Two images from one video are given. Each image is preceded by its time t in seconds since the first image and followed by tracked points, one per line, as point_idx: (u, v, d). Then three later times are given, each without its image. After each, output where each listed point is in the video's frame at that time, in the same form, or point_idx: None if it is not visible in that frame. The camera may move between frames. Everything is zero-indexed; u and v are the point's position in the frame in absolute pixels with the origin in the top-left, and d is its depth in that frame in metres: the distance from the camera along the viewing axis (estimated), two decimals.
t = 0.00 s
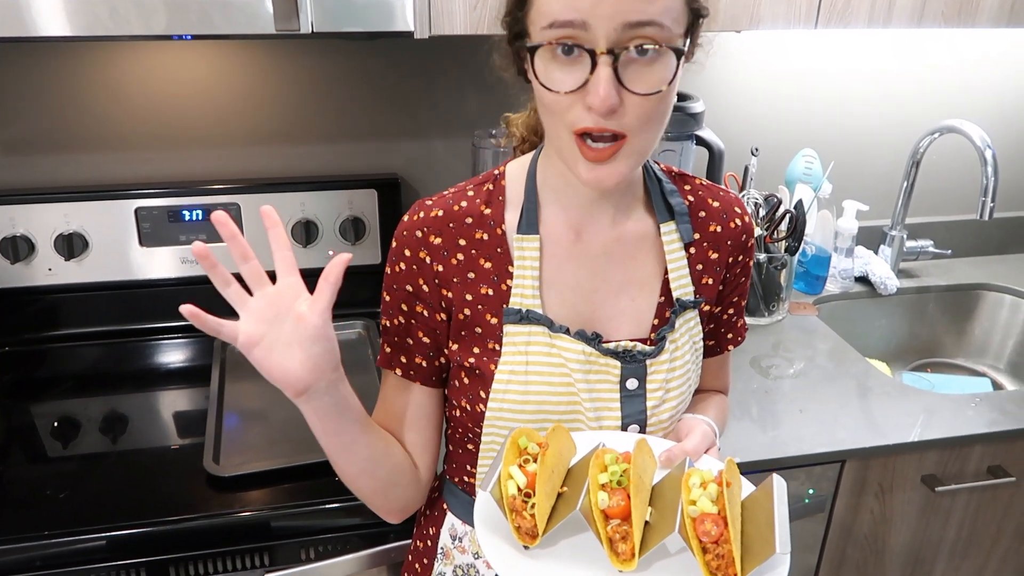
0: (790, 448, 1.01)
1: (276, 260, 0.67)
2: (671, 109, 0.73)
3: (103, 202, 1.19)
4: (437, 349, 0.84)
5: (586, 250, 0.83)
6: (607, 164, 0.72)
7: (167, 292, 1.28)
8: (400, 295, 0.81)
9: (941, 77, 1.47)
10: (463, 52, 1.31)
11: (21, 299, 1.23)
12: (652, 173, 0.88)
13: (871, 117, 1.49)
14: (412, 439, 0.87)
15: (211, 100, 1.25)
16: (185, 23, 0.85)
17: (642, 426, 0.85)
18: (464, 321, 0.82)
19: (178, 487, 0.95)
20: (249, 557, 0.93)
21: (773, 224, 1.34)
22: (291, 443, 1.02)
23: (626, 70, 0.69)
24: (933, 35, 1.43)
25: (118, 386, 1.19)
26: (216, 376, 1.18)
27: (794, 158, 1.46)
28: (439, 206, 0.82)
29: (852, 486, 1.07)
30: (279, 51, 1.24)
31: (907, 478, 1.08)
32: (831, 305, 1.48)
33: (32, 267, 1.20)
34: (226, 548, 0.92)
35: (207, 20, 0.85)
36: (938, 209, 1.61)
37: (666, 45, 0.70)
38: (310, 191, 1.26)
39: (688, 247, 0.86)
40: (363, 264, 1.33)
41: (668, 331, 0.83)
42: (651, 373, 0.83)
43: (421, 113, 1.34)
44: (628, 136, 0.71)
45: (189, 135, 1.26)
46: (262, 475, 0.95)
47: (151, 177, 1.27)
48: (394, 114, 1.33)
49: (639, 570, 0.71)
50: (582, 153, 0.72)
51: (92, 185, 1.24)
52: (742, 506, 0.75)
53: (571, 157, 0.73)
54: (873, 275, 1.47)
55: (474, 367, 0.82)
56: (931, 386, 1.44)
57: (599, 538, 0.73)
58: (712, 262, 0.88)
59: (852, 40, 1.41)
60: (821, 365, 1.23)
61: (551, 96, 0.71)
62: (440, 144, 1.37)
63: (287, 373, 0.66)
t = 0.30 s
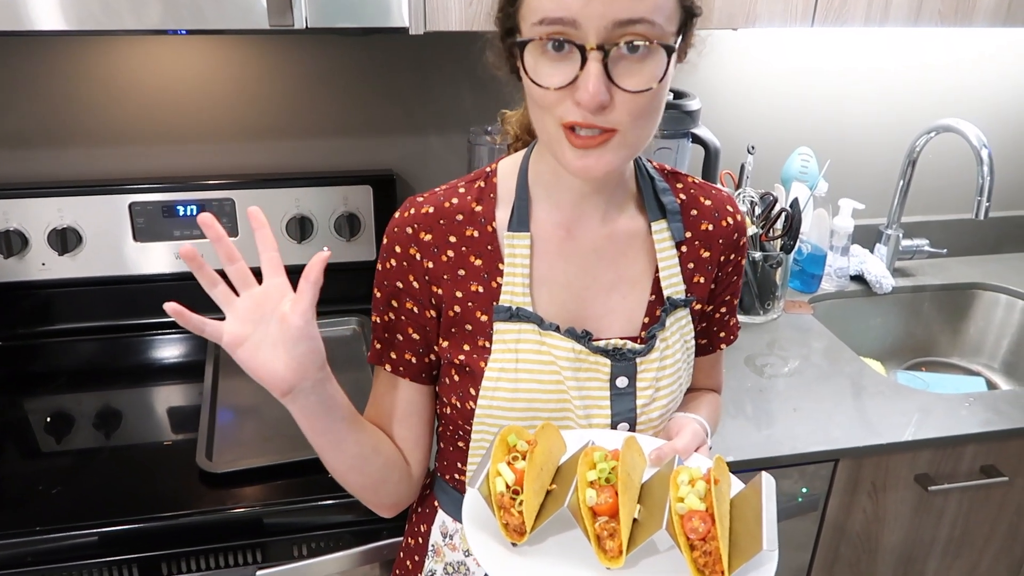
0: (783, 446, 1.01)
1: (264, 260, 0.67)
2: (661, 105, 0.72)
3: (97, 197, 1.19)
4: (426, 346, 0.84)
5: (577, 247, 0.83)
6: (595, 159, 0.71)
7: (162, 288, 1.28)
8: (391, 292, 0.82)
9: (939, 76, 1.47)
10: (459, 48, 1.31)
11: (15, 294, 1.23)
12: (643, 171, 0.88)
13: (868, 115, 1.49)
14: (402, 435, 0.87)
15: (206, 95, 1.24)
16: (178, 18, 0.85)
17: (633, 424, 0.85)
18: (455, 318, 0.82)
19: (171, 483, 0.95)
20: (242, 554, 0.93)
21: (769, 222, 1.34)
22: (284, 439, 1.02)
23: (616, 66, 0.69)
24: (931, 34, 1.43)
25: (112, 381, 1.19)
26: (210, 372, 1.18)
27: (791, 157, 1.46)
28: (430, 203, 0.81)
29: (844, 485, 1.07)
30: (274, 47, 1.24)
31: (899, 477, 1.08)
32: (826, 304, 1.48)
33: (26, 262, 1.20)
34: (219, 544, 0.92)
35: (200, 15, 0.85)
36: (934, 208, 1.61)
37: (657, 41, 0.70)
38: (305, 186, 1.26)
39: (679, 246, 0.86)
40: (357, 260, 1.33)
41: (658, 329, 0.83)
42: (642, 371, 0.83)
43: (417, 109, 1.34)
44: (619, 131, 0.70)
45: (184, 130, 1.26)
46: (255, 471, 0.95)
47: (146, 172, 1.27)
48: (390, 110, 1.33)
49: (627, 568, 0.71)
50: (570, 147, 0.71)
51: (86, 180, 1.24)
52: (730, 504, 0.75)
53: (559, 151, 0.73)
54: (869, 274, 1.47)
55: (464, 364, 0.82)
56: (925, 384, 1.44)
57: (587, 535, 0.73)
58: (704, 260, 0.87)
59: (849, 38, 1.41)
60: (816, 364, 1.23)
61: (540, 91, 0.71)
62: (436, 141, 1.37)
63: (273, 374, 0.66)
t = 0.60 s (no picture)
0: (777, 446, 1.02)
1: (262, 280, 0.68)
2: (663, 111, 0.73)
3: (95, 192, 1.19)
4: (420, 342, 0.85)
5: (569, 246, 0.84)
6: (601, 169, 0.73)
7: (160, 283, 1.28)
8: (384, 289, 0.82)
9: (936, 79, 1.47)
10: (458, 47, 1.31)
11: (12, 288, 1.23)
12: (635, 170, 0.88)
13: (866, 117, 1.49)
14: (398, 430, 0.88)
15: (205, 91, 1.25)
16: (176, 14, 0.85)
17: (623, 421, 0.85)
18: (447, 314, 0.82)
19: (167, 478, 0.95)
20: (237, 549, 0.93)
21: (767, 222, 1.35)
22: (280, 435, 1.02)
23: (625, 78, 0.69)
24: (929, 36, 1.43)
25: (108, 376, 1.19)
26: (207, 367, 1.18)
27: (788, 158, 1.46)
28: (422, 201, 0.82)
29: (838, 485, 1.07)
30: (274, 44, 1.24)
31: (893, 478, 1.08)
32: (821, 305, 1.48)
33: (24, 257, 1.20)
34: (214, 539, 0.92)
35: (199, 12, 0.85)
36: (931, 210, 1.61)
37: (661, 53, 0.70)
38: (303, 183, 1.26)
39: (670, 244, 0.86)
40: (355, 258, 1.33)
41: (649, 326, 0.84)
42: (633, 368, 0.83)
43: (415, 107, 1.34)
44: (623, 141, 0.71)
45: (182, 126, 1.26)
46: (250, 467, 0.96)
47: (144, 168, 1.27)
48: (388, 108, 1.33)
49: (616, 564, 0.72)
50: (576, 156, 0.73)
51: (85, 175, 1.24)
52: (719, 501, 0.76)
53: (564, 158, 0.74)
54: (865, 276, 1.47)
55: (457, 361, 0.83)
56: (920, 386, 1.45)
57: (576, 532, 0.73)
58: (695, 258, 0.88)
59: (848, 40, 1.41)
60: (811, 365, 1.24)
61: (547, 101, 0.71)
62: (434, 139, 1.37)
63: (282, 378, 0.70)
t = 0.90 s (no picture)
0: (777, 447, 1.02)
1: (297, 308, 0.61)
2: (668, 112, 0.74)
3: (101, 187, 1.19)
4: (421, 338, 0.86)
5: (569, 245, 0.84)
6: (613, 174, 0.74)
7: (165, 277, 1.29)
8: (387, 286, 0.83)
9: (942, 81, 1.47)
10: (463, 45, 1.32)
11: (17, 282, 1.23)
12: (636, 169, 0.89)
13: (870, 119, 1.49)
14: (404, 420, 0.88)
15: (211, 87, 1.25)
16: (183, 10, 0.86)
17: (622, 419, 0.86)
18: (447, 312, 0.82)
19: (170, 471, 0.95)
20: (238, 542, 0.94)
21: (769, 224, 1.35)
22: (282, 430, 1.03)
23: (637, 87, 0.69)
24: (934, 39, 1.43)
25: (113, 370, 1.20)
26: (210, 362, 1.19)
27: (792, 159, 1.46)
28: (424, 199, 0.82)
29: (838, 486, 1.07)
30: (280, 39, 1.25)
31: (893, 479, 1.09)
32: (824, 307, 1.48)
33: (29, 250, 1.21)
34: (216, 533, 0.93)
35: (206, 8, 0.86)
36: (934, 213, 1.61)
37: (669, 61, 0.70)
38: (308, 180, 1.26)
39: (670, 242, 0.87)
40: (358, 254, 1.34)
41: (648, 324, 0.84)
42: (631, 366, 0.83)
43: (420, 105, 1.34)
44: (634, 146, 0.72)
45: (188, 122, 1.27)
46: (253, 461, 0.96)
47: (150, 163, 1.28)
48: (393, 105, 1.33)
49: (613, 562, 0.72)
50: (588, 162, 0.73)
51: (91, 169, 1.25)
52: (716, 499, 0.76)
53: (576, 164, 0.74)
54: (868, 278, 1.47)
55: (457, 357, 0.84)
56: (922, 389, 1.45)
57: (573, 529, 0.74)
58: (694, 257, 0.88)
59: (853, 41, 1.41)
60: (813, 366, 1.24)
61: (559, 111, 0.71)
62: (439, 137, 1.38)
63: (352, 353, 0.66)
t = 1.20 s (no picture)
0: (784, 445, 1.02)
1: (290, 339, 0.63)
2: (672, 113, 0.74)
3: (112, 183, 1.20)
4: (429, 332, 0.85)
5: (578, 238, 0.85)
6: (615, 176, 0.74)
7: (175, 273, 1.30)
8: (394, 277, 0.83)
9: (951, 79, 1.47)
10: (471, 42, 1.32)
11: (29, 277, 1.25)
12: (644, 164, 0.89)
13: (879, 117, 1.49)
14: (410, 415, 0.89)
15: (220, 84, 1.26)
16: (193, 8, 0.86)
17: (629, 413, 0.86)
18: (456, 303, 0.83)
19: (179, 465, 0.96)
20: (246, 536, 0.95)
21: (777, 222, 1.34)
22: (291, 425, 1.03)
23: (640, 91, 0.69)
24: (943, 37, 1.42)
25: (123, 365, 1.21)
26: (219, 358, 1.19)
27: (800, 157, 1.46)
28: (434, 191, 0.83)
29: (845, 484, 1.07)
30: (288, 37, 1.25)
31: (900, 478, 1.08)
32: (833, 305, 1.48)
33: (40, 246, 1.22)
34: (224, 526, 0.93)
35: (216, 6, 0.86)
36: (943, 211, 1.60)
37: (671, 65, 0.70)
38: (316, 177, 1.27)
39: (678, 237, 0.87)
40: (366, 251, 1.34)
41: (656, 319, 0.84)
42: (639, 360, 0.84)
43: (428, 103, 1.35)
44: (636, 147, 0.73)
45: (198, 120, 1.28)
46: (262, 455, 0.97)
47: (160, 160, 1.29)
48: (401, 103, 1.34)
49: (619, 549, 0.73)
50: (590, 163, 0.74)
51: (102, 166, 1.26)
52: (724, 491, 0.76)
53: (579, 165, 0.75)
54: (877, 276, 1.46)
55: (465, 350, 0.84)
56: (931, 388, 1.44)
57: (580, 517, 0.74)
58: (703, 252, 0.88)
59: (861, 39, 1.41)
60: (820, 364, 1.23)
61: (562, 113, 0.72)
62: (446, 134, 1.38)
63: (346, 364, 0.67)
